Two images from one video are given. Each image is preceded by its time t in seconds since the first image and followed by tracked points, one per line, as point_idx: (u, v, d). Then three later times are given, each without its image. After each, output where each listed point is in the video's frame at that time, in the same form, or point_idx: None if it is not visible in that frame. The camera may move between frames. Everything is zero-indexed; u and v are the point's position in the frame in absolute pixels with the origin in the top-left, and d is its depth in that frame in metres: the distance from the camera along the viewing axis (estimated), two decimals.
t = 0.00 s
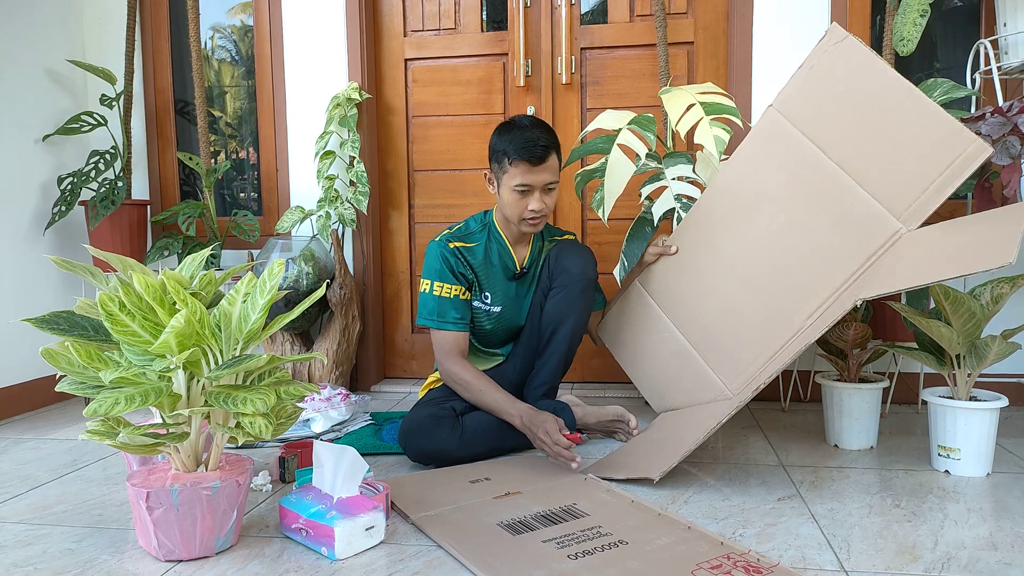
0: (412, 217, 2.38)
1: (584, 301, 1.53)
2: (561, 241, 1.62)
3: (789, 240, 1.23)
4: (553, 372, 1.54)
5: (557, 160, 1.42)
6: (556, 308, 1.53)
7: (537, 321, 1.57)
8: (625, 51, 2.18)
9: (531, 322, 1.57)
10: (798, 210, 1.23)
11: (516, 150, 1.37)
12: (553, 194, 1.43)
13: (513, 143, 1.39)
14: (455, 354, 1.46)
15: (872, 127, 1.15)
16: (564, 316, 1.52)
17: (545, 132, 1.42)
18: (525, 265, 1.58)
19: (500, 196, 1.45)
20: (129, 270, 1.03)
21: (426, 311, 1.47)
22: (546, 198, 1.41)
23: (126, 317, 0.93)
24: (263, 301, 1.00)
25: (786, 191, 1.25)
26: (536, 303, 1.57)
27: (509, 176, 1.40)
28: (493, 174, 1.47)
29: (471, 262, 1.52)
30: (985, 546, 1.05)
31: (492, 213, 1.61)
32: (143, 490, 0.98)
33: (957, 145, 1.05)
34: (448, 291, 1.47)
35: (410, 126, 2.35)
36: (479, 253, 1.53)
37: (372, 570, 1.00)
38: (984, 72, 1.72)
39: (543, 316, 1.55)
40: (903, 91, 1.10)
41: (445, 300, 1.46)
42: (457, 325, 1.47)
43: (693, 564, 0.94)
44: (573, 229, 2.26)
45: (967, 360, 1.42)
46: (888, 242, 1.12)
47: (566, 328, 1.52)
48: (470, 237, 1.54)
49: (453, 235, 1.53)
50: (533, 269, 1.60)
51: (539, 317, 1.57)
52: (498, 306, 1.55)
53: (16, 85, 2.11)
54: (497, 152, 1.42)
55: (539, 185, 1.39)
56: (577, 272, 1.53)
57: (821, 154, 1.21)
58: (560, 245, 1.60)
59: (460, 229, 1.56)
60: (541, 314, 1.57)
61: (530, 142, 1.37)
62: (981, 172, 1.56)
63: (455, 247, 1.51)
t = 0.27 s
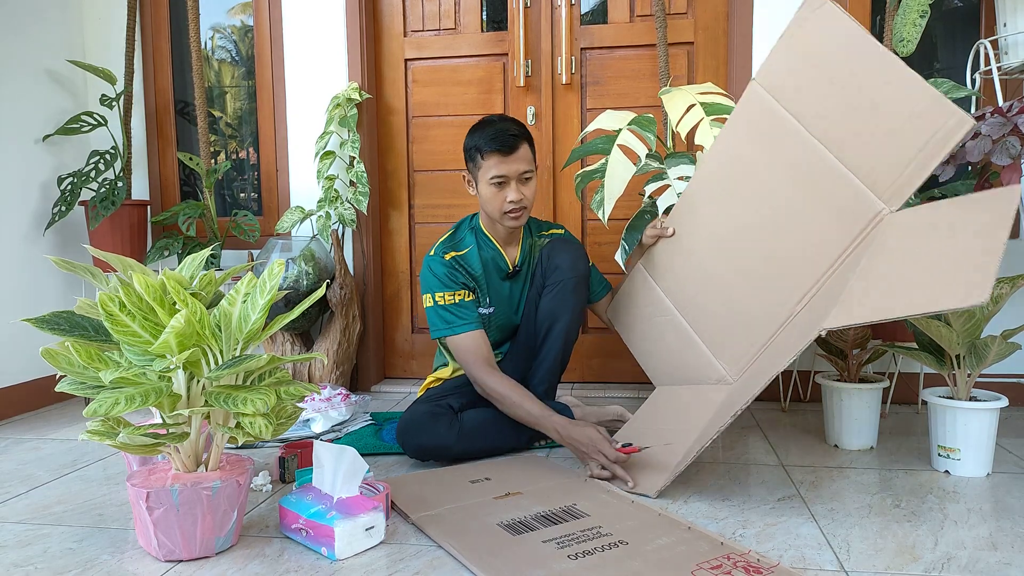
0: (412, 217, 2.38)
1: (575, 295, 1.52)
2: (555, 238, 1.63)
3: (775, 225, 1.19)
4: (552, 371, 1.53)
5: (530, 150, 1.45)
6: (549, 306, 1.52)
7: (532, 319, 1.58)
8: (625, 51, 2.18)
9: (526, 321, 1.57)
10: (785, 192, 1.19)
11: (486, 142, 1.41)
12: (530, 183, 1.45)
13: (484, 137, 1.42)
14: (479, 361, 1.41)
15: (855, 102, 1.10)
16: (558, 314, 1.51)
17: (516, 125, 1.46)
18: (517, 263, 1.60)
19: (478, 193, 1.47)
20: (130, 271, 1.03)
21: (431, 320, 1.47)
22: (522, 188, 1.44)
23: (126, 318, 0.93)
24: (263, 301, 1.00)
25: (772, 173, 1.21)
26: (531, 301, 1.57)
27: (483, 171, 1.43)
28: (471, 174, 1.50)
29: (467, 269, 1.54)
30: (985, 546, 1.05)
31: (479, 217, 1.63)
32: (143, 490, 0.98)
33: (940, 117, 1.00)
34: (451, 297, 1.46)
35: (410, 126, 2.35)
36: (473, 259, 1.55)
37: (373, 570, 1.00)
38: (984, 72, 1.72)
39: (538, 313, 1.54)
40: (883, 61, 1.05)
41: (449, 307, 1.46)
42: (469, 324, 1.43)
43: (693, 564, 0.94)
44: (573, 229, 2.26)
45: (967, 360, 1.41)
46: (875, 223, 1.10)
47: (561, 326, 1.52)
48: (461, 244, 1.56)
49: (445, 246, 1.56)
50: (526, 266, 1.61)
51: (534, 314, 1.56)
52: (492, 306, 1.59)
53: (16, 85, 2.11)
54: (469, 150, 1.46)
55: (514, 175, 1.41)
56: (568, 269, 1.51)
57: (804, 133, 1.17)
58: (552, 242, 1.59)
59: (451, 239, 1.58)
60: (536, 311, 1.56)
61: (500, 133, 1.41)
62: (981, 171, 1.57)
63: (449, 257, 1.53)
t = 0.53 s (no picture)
0: (412, 217, 2.39)
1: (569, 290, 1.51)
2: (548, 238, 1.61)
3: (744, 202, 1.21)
4: (551, 369, 1.54)
5: (511, 147, 1.46)
6: (545, 304, 1.52)
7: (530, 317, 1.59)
8: (625, 51, 2.18)
9: (525, 320, 1.59)
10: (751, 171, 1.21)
11: (466, 144, 1.42)
12: (515, 180, 1.45)
13: (464, 139, 1.44)
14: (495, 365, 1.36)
15: (792, 72, 1.16)
16: (553, 313, 1.52)
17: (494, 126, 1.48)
18: (513, 264, 1.59)
19: (464, 196, 1.48)
20: (130, 270, 1.03)
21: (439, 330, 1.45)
22: (508, 185, 1.44)
23: (126, 318, 0.93)
24: (263, 301, 1.00)
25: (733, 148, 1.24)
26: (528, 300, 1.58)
27: (466, 174, 1.43)
28: (455, 180, 1.50)
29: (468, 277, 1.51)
30: (985, 546, 1.05)
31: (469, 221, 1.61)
32: (143, 489, 0.98)
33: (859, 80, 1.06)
34: (456, 305, 1.44)
35: (410, 126, 2.35)
36: (473, 265, 1.53)
37: (373, 570, 1.00)
38: (984, 72, 1.73)
39: (535, 313, 1.55)
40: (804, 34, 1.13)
41: (456, 315, 1.43)
42: (478, 327, 1.40)
43: (692, 564, 0.94)
44: (574, 229, 2.26)
45: (967, 360, 1.42)
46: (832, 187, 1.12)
47: (556, 325, 1.52)
48: (456, 250, 1.54)
49: (442, 256, 1.53)
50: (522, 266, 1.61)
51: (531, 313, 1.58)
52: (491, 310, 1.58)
53: (16, 85, 2.11)
54: (450, 155, 1.47)
55: (499, 173, 1.42)
56: (563, 267, 1.51)
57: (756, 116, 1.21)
58: (546, 240, 1.59)
59: (446, 248, 1.54)
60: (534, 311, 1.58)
61: (480, 133, 1.42)
62: (981, 172, 1.57)
63: (449, 267, 1.50)
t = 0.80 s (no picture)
0: (412, 218, 2.39)
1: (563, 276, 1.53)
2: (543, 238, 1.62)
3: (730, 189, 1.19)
4: (552, 368, 1.53)
5: (503, 149, 1.47)
6: (544, 302, 1.53)
7: (530, 317, 1.60)
8: (625, 53, 2.18)
9: (524, 320, 1.60)
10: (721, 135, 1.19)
11: (460, 148, 1.43)
12: (511, 180, 1.45)
13: (457, 144, 1.45)
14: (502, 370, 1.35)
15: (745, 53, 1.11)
16: (552, 311, 1.52)
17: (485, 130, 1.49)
18: (515, 265, 1.60)
19: (462, 200, 1.48)
20: (130, 271, 1.03)
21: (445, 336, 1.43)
22: (504, 184, 1.44)
23: (127, 318, 0.93)
24: (264, 302, 1.00)
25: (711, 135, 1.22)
26: (528, 300, 1.60)
27: (463, 177, 1.44)
28: (450, 186, 1.51)
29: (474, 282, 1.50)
30: (985, 547, 1.05)
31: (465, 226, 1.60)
32: (144, 490, 0.98)
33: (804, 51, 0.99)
34: (464, 310, 1.42)
35: (410, 127, 2.36)
36: (476, 270, 1.52)
37: (373, 571, 1.00)
38: (984, 74, 1.73)
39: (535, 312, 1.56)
40: (734, 11, 1.08)
41: (464, 321, 1.41)
42: (485, 332, 1.38)
43: (693, 565, 0.94)
44: (574, 230, 2.27)
45: (967, 361, 1.42)
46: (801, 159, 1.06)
47: (556, 323, 1.52)
48: (459, 256, 1.53)
49: (445, 262, 1.51)
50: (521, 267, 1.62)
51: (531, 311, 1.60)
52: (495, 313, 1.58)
53: (17, 87, 2.11)
54: (444, 163, 1.48)
55: (496, 173, 1.42)
56: (560, 264, 1.53)
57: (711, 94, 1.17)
58: (543, 239, 1.62)
59: (449, 255, 1.53)
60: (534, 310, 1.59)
61: (471, 136, 1.43)
62: (981, 173, 1.57)
63: (455, 274, 1.48)
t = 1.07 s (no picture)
0: (412, 217, 2.39)
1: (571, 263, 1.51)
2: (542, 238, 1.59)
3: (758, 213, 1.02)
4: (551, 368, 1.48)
5: (508, 147, 1.47)
6: (540, 304, 1.50)
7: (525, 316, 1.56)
8: (625, 53, 2.18)
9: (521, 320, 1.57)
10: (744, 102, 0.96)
11: (466, 142, 1.44)
12: (513, 179, 1.46)
13: (463, 139, 1.45)
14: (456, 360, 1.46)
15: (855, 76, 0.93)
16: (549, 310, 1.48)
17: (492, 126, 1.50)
18: (505, 263, 1.61)
19: (462, 195, 1.48)
20: (130, 271, 1.03)
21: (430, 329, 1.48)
22: (506, 183, 1.44)
23: (127, 318, 0.93)
24: (263, 302, 1.00)
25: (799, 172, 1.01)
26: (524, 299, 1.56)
27: (465, 171, 1.44)
28: (453, 179, 1.52)
29: (457, 274, 1.54)
30: (985, 547, 1.05)
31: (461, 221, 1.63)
32: (143, 490, 0.98)
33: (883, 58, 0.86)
34: (439, 304, 1.48)
35: (410, 127, 2.36)
36: (461, 262, 1.55)
37: (372, 571, 1.00)
38: (984, 74, 1.73)
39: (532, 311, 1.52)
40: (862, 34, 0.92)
41: (438, 314, 1.48)
42: (455, 331, 1.47)
43: (693, 565, 0.94)
44: (573, 230, 2.27)
45: (967, 361, 1.41)
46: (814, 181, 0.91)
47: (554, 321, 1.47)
48: (445, 250, 1.56)
49: (431, 252, 1.55)
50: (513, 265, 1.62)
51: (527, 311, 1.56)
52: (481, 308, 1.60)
53: (16, 86, 2.11)
54: (450, 154, 1.49)
55: (498, 171, 1.42)
56: (556, 265, 1.50)
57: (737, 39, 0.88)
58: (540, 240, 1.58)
59: (435, 245, 1.57)
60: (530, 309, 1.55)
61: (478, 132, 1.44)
62: (980, 174, 1.57)
63: (437, 264, 1.52)
